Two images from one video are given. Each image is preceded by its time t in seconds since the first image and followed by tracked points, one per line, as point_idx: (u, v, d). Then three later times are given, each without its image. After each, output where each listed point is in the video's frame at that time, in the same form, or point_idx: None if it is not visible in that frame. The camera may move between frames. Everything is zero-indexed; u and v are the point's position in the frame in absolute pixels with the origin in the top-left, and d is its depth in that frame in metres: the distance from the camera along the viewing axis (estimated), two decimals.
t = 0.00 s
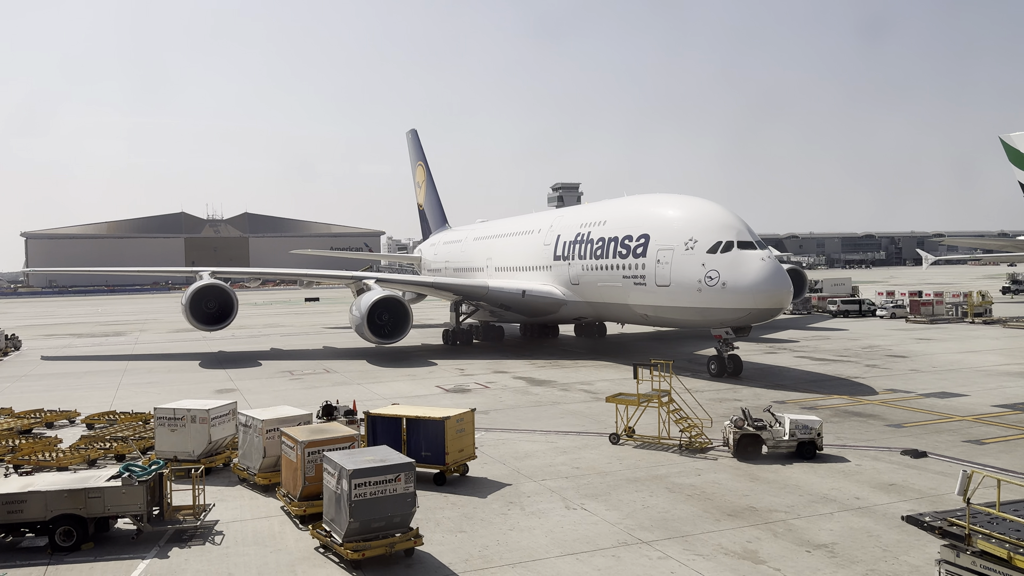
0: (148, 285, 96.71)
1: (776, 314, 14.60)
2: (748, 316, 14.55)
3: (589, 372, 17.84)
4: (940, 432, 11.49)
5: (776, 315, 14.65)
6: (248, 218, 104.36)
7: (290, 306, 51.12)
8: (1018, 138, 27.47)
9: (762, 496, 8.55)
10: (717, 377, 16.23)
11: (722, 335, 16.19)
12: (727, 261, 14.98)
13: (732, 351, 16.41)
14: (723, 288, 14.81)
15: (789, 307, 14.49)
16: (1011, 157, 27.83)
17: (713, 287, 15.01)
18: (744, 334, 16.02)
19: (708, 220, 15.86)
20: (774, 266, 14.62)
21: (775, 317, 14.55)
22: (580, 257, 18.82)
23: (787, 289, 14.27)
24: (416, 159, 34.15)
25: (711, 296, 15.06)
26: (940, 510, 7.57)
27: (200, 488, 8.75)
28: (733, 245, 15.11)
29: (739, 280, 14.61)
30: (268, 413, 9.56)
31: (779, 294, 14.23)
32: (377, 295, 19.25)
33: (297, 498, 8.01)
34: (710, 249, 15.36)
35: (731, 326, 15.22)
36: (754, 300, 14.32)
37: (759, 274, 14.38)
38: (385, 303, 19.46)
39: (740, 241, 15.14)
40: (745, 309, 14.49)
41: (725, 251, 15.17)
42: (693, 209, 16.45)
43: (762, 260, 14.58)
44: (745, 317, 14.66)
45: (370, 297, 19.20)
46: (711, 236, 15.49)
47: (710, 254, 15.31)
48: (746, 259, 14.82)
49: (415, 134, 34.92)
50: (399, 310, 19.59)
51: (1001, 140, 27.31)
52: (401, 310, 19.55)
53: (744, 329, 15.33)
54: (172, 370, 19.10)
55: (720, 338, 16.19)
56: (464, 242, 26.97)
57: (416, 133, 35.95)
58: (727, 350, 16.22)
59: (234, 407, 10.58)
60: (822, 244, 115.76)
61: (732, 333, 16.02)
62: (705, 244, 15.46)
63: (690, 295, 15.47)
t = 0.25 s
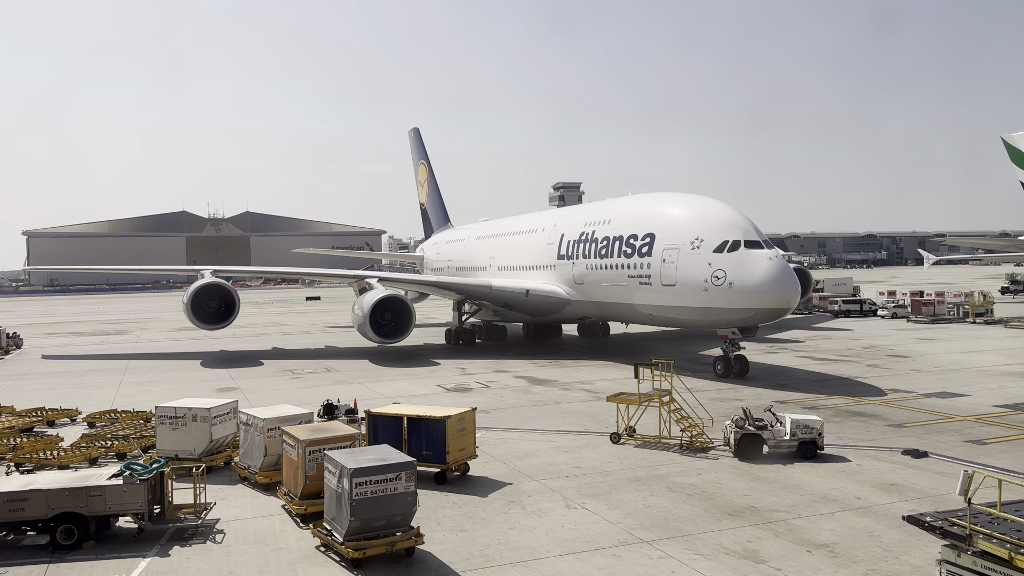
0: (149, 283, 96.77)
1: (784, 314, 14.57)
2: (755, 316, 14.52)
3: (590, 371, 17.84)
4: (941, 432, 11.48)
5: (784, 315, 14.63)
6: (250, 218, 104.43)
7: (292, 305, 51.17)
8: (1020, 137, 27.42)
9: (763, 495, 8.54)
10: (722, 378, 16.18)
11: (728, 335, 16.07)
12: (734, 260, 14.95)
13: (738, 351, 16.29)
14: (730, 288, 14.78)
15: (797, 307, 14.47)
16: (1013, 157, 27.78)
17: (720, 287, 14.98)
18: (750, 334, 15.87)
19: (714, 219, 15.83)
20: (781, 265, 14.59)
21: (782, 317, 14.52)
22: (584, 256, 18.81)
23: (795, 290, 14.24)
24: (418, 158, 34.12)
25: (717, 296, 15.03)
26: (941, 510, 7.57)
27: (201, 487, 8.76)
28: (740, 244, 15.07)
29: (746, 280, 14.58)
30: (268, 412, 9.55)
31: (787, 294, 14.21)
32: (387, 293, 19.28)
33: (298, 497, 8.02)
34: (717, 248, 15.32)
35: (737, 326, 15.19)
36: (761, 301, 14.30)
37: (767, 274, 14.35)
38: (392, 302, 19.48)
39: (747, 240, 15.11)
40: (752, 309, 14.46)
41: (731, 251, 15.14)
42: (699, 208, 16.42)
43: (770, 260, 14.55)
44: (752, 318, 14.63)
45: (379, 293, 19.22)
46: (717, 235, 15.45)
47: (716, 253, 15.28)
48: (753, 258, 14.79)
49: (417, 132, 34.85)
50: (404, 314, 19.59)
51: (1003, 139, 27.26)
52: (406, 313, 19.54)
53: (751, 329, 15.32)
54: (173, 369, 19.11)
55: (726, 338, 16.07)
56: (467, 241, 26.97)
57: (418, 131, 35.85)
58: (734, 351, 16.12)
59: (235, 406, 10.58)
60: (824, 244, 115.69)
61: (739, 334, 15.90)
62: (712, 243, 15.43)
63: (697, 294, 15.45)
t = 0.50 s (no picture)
0: (151, 282, 96.86)
1: (792, 314, 14.54)
2: (763, 316, 14.50)
3: (592, 371, 17.83)
4: (943, 432, 11.47)
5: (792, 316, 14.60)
6: (252, 217, 104.52)
7: (293, 304, 51.20)
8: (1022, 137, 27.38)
9: (765, 496, 8.54)
10: (729, 378, 16.08)
11: (735, 335, 15.93)
12: (742, 260, 14.92)
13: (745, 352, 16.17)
14: (737, 288, 14.76)
15: (805, 307, 14.45)
16: (1016, 157, 27.72)
17: (727, 287, 14.96)
18: (757, 335, 15.65)
19: (721, 218, 15.80)
20: (789, 265, 14.58)
21: (790, 317, 14.50)
22: (589, 255, 18.79)
23: (803, 290, 14.22)
24: (421, 156, 34.12)
25: (725, 296, 15.01)
26: (943, 510, 7.56)
27: (203, 485, 8.77)
28: (747, 244, 15.05)
29: (754, 280, 14.56)
30: (271, 411, 9.56)
31: (795, 294, 14.19)
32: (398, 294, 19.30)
33: (300, 496, 8.02)
34: (724, 248, 15.30)
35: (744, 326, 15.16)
36: (769, 301, 14.28)
37: (775, 274, 14.32)
38: (401, 303, 19.49)
39: (754, 239, 15.08)
40: (760, 309, 14.44)
41: (739, 250, 15.12)
42: (705, 207, 16.39)
43: (778, 260, 14.53)
44: (760, 318, 14.60)
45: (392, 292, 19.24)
46: (725, 235, 15.44)
47: (724, 253, 15.26)
48: (761, 258, 14.77)
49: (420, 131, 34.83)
50: (408, 319, 19.55)
51: (1005, 139, 27.23)
52: (410, 318, 19.51)
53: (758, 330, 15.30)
54: (175, 368, 19.13)
55: (733, 338, 15.91)
56: (470, 240, 26.97)
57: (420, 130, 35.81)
58: (740, 351, 15.99)
59: (237, 405, 10.60)
60: (825, 244, 115.60)
61: (746, 334, 15.74)
62: (719, 243, 15.41)
63: (704, 294, 15.42)
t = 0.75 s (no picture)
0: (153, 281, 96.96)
1: (800, 314, 14.51)
2: (771, 317, 14.46)
3: (594, 370, 17.82)
4: (945, 432, 11.46)
5: (800, 316, 14.57)
6: (254, 216, 104.64)
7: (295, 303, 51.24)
8: None
9: (767, 496, 8.53)
10: (736, 379, 15.96)
11: (742, 336, 15.69)
12: (750, 260, 14.88)
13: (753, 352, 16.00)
14: (745, 288, 14.72)
15: (813, 307, 14.43)
16: (1018, 157, 27.68)
17: (735, 286, 14.91)
18: (765, 336, 15.45)
19: (728, 217, 15.74)
20: (798, 265, 14.54)
21: (798, 317, 14.47)
22: (594, 255, 18.75)
23: (812, 290, 14.19)
24: (424, 155, 34.10)
25: (732, 296, 14.96)
26: (945, 511, 7.55)
27: (205, 484, 8.78)
28: (755, 243, 15.00)
29: (762, 280, 14.51)
30: (273, 410, 9.57)
31: (804, 294, 14.16)
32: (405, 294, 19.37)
33: (302, 495, 8.03)
34: (732, 247, 15.25)
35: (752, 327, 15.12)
36: (778, 301, 14.24)
37: (784, 274, 14.28)
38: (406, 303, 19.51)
39: (762, 239, 15.03)
40: (769, 309, 14.40)
41: (747, 250, 15.06)
42: (712, 207, 16.33)
43: (787, 260, 14.48)
44: (768, 318, 14.56)
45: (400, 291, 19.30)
46: (732, 234, 15.38)
47: (731, 252, 15.21)
48: (769, 258, 14.72)
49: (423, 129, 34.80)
50: (411, 321, 19.56)
51: (1008, 139, 27.19)
52: (413, 320, 19.52)
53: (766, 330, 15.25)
54: (177, 367, 19.14)
55: (740, 340, 15.68)
56: (474, 239, 26.97)
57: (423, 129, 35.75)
58: (748, 352, 15.83)
59: (239, 403, 10.60)
60: (827, 244, 115.50)
61: (753, 336, 15.53)
62: (726, 242, 15.36)
63: (711, 295, 15.38)
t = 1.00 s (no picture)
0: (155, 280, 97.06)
1: (809, 314, 14.49)
2: (780, 317, 14.42)
3: (595, 370, 17.81)
4: (947, 432, 11.45)
5: (808, 316, 14.55)
6: (256, 215, 104.75)
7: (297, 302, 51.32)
8: None
9: (769, 496, 8.53)
10: (744, 380, 15.88)
11: (750, 337, 15.67)
12: (758, 260, 14.84)
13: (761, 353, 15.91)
14: (753, 288, 14.67)
15: (822, 308, 14.40)
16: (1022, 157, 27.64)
17: (743, 286, 14.86)
18: (773, 336, 15.30)
19: (736, 217, 15.71)
20: (807, 265, 14.51)
21: (806, 318, 14.44)
22: (599, 254, 18.69)
23: (821, 290, 14.19)
24: (427, 155, 34.11)
25: (740, 296, 14.91)
26: (947, 511, 7.53)
27: (207, 483, 8.79)
28: (764, 243, 14.97)
29: (771, 280, 14.47)
30: (275, 409, 9.58)
31: (813, 294, 14.14)
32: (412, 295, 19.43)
33: (304, 494, 8.04)
34: (740, 247, 15.19)
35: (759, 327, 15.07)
36: (787, 301, 14.20)
37: (793, 274, 14.26)
38: (411, 304, 19.56)
39: (771, 238, 15.00)
40: (777, 309, 14.36)
41: (755, 250, 15.03)
42: (718, 206, 16.28)
43: (795, 260, 14.46)
44: (776, 318, 14.52)
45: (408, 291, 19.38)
46: (740, 234, 15.33)
47: (740, 252, 15.15)
48: (778, 258, 14.69)
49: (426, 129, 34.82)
50: (414, 323, 19.57)
51: (1011, 140, 27.15)
52: (416, 322, 19.53)
53: (773, 331, 15.20)
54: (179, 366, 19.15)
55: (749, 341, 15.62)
56: (477, 238, 26.97)
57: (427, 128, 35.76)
58: (756, 353, 15.79)
59: (241, 403, 10.62)
60: (829, 244, 115.43)
61: (761, 337, 15.48)
62: (734, 242, 15.31)
63: (718, 295, 15.31)
